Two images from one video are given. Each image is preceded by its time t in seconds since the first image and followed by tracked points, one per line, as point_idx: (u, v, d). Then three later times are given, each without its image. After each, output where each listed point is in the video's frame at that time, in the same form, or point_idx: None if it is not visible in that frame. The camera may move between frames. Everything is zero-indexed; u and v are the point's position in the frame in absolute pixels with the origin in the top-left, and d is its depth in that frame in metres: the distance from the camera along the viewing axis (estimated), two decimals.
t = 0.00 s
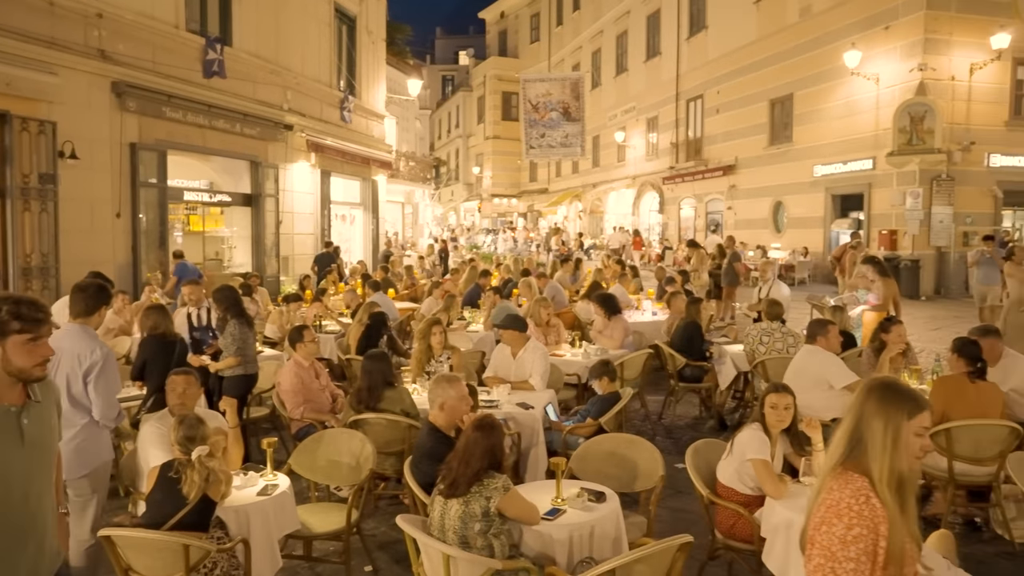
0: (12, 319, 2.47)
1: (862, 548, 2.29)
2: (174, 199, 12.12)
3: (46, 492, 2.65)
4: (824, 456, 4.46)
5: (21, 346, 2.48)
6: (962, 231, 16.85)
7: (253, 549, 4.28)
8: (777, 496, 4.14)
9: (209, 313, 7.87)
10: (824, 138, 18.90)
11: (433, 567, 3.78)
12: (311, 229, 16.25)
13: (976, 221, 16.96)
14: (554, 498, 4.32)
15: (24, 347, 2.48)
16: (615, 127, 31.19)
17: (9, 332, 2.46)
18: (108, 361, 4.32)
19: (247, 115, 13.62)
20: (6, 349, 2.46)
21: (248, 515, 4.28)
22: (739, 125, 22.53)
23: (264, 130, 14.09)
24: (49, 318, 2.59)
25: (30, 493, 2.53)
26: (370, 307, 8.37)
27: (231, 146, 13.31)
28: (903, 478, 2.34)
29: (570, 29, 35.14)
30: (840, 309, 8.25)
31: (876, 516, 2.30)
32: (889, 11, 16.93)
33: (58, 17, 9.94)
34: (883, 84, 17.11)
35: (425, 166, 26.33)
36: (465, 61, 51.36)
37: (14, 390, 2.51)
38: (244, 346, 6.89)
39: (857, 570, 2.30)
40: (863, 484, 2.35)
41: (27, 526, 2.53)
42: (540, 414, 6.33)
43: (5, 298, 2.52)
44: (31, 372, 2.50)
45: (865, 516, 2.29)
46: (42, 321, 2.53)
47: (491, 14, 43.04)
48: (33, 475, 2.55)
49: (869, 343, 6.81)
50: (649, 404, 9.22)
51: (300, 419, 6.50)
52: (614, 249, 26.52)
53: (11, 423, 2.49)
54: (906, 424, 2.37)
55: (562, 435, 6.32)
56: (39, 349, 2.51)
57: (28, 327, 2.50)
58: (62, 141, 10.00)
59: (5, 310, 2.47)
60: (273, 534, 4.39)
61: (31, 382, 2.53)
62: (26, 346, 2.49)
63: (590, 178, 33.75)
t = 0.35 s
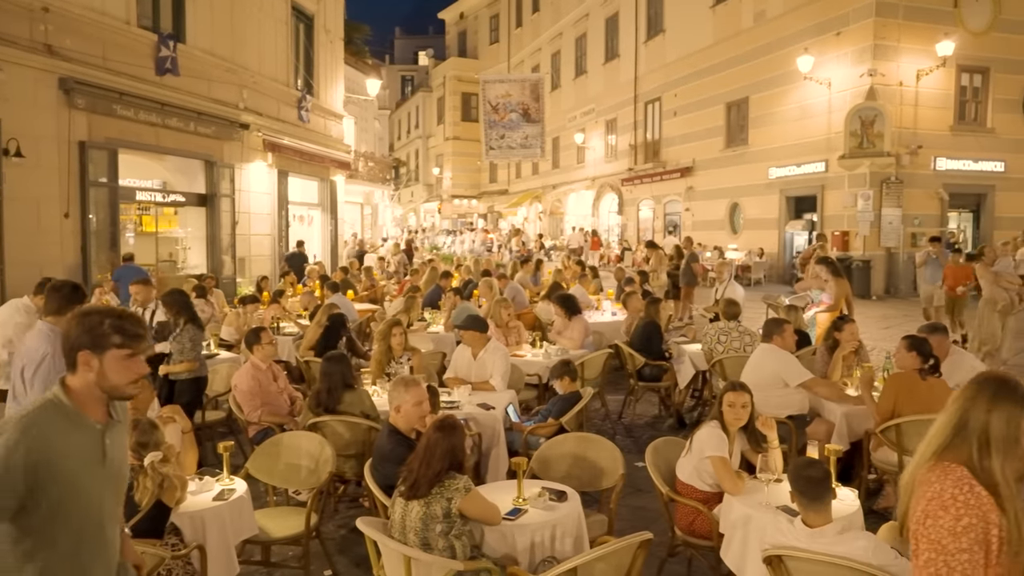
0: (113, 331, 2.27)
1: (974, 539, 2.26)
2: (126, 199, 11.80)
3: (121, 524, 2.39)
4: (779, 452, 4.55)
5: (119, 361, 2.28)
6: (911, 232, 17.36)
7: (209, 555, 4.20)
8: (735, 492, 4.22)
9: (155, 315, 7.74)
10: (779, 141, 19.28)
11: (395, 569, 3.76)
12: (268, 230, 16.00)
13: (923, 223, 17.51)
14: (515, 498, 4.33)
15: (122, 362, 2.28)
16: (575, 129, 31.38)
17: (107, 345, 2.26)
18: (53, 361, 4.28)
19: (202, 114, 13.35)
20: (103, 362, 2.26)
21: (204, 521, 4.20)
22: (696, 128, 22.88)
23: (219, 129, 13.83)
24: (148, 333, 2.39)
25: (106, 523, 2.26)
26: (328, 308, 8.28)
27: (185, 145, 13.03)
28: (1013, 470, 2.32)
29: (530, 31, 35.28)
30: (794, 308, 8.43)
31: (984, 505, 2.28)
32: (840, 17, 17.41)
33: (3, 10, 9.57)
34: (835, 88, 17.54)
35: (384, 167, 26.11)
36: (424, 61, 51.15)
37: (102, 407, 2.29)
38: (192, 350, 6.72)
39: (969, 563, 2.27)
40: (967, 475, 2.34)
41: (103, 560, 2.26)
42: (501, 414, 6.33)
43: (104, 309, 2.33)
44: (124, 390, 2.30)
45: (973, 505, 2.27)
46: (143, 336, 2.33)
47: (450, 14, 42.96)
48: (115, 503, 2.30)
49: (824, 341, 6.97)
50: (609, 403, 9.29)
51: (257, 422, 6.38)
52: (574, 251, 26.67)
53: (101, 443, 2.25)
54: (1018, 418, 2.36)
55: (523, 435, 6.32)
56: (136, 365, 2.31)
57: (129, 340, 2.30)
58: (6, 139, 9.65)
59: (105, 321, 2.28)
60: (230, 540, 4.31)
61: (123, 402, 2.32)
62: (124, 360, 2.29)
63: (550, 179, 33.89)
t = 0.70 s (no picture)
0: (215, 320, 2.25)
1: None
2: (100, 205, 11.63)
3: (223, 512, 2.41)
4: (758, 457, 4.59)
5: (223, 351, 2.26)
6: (885, 238, 17.62)
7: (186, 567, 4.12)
8: (716, 497, 4.23)
9: (116, 322, 7.64)
10: (755, 148, 19.50)
11: None
12: (245, 235, 15.84)
13: (897, 229, 17.77)
14: (497, 504, 4.30)
15: (226, 353, 2.27)
16: (554, 135, 31.48)
17: (210, 334, 2.24)
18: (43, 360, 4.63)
19: (178, 118, 13.21)
20: (206, 353, 2.25)
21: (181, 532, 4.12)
22: (673, 135, 23.08)
23: (196, 133, 13.71)
24: (250, 323, 2.36)
25: (210, 511, 2.28)
26: (307, 315, 8.21)
27: (160, 150, 12.87)
28: None
29: (508, 38, 35.38)
30: (771, 314, 8.51)
31: None
32: (814, 27, 17.67)
33: None
34: (811, 96, 17.78)
35: (363, 173, 25.98)
36: (403, 67, 51.08)
37: (206, 397, 2.30)
38: (165, 358, 6.59)
39: None
40: None
41: (207, 548, 2.29)
42: (482, 421, 6.31)
43: (207, 299, 2.32)
44: (229, 382, 2.28)
45: None
46: (245, 325, 2.30)
47: (429, 20, 42.96)
48: (216, 491, 2.32)
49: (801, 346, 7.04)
50: (590, 409, 9.30)
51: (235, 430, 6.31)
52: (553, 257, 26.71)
53: (203, 434, 2.27)
54: None
55: (503, 441, 6.30)
56: (239, 355, 2.29)
57: (231, 330, 2.27)
58: None
59: (207, 310, 2.26)
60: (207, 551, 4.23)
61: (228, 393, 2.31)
62: (227, 350, 2.27)
63: (529, 186, 33.94)
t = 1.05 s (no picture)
0: (327, 354, 2.02)
1: None
2: (91, 219, 11.57)
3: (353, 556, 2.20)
4: (752, 471, 4.59)
5: (334, 390, 2.02)
6: (875, 253, 17.74)
7: None
8: (710, 511, 4.23)
9: (95, 337, 7.51)
10: (746, 163, 19.65)
11: None
12: (237, 249, 15.79)
13: (887, 244, 17.90)
14: (490, 520, 4.28)
15: (338, 391, 2.02)
16: (545, 150, 31.62)
17: (322, 370, 2.00)
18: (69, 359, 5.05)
19: (171, 133, 13.20)
20: (318, 390, 2.02)
21: (171, 548, 4.10)
22: (665, 150, 23.23)
23: (188, 148, 13.69)
24: (366, 353, 2.11)
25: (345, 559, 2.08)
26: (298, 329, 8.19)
27: (153, 164, 12.87)
28: None
29: (501, 53, 35.62)
30: (763, 328, 8.54)
31: None
32: (804, 43, 17.86)
33: None
34: (800, 112, 17.95)
35: (355, 188, 25.98)
36: (395, 82, 51.30)
37: (327, 437, 2.07)
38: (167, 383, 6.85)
39: None
40: None
41: None
42: (475, 436, 6.29)
43: (319, 331, 2.09)
44: (344, 422, 2.04)
45: None
46: (360, 360, 2.05)
47: (422, 36, 43.21)
48: (347, 537, 2.11)
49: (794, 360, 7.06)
50: (583, 423, 9.28)
51: (226, 446, 6.28)
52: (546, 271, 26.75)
53: (331, 477, 2.06)
54: None
55: (496, 456, 6.27)
56: (353, 395, 2.05)
57: (344, 365, 2.03)
58: None
59: (319, 343, 2.03)
60: (198, 567, 4.19)
61: (343, 435, 2.07)
62: (339, 389, 2.03)
63: (521, 200, 34.05)
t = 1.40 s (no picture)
0: (473, 373, 1.95)
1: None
2: (90, 230, 11.58)
3: None
4: (751, 484, 4.59)
5: (479, 413, 1.94)
6: (872, 264, 17.77)
7: None
8: (709, 524, 4.23)
9: (91, 348, 7.49)
10: (743, 175, 19.72)
11: None
12: (235, 260, 15.79)
13: (885, 256, 17.95)
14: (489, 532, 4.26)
15: (482, 413, 1.94)
16: (544, 162, 31.73)
17: (467, 389, 1.93)
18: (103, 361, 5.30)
19: (170, 145, 13.23)
20: (463, 410, 1.95)
21: (168, 560, 4.08)
22: (662, 162, 23.31)
23: (186, 159, 13.72)
24: (512, 374, 2.03)
25: None
26: (297, 341, 8.18)
27: (152, 175, 12.92)
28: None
29: (499, 66, 35.80)
30: (761, 339, 8.54)
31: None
32: (800, 56, 17.97)
33: None
34: (797, 124, 18.03)
35: (354, 200, 26.03)
36: (394, 95, 51.51)
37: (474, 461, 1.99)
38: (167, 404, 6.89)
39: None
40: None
41: None
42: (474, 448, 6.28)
43: (466, 347, 2.02)
44: (488, 447, 1.96)
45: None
46: (505, 380, 1.97)
47: (421, 49, 43.44)
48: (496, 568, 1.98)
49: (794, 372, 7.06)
50: (582, 435, 9.26)
51: (224, 458, 6.26)
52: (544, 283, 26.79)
53: (480, 503, 1.94)
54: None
55: (495, 469, 6.25)
56: (499, 417, 1.96)
57: (489, 386, 1.95)
58: None
59: (466, 361, 1.97)
60: None
61: (488, 460, 1.98)
62: (485, 411, 1.95)
63: (520, 212, 34.14)
